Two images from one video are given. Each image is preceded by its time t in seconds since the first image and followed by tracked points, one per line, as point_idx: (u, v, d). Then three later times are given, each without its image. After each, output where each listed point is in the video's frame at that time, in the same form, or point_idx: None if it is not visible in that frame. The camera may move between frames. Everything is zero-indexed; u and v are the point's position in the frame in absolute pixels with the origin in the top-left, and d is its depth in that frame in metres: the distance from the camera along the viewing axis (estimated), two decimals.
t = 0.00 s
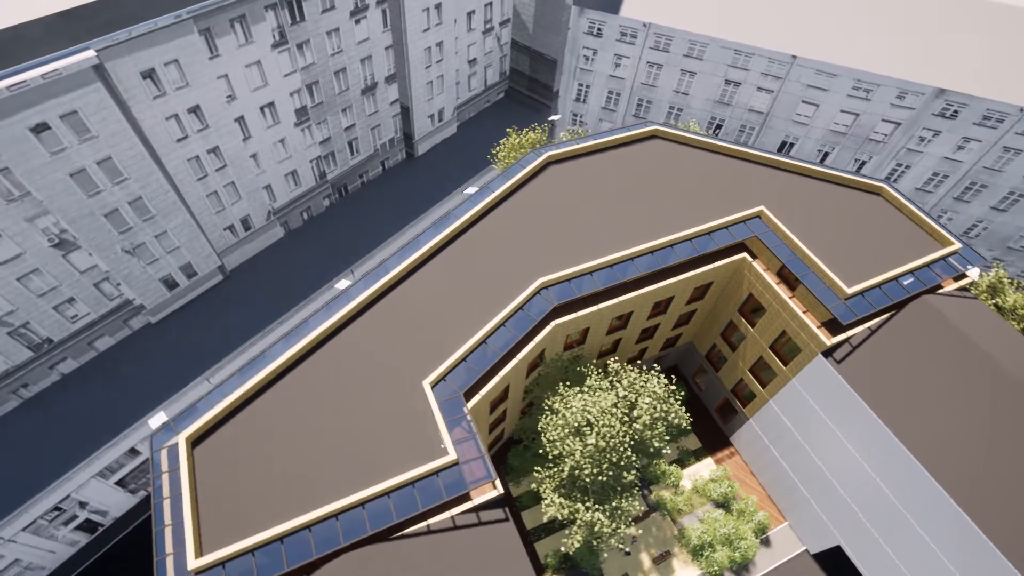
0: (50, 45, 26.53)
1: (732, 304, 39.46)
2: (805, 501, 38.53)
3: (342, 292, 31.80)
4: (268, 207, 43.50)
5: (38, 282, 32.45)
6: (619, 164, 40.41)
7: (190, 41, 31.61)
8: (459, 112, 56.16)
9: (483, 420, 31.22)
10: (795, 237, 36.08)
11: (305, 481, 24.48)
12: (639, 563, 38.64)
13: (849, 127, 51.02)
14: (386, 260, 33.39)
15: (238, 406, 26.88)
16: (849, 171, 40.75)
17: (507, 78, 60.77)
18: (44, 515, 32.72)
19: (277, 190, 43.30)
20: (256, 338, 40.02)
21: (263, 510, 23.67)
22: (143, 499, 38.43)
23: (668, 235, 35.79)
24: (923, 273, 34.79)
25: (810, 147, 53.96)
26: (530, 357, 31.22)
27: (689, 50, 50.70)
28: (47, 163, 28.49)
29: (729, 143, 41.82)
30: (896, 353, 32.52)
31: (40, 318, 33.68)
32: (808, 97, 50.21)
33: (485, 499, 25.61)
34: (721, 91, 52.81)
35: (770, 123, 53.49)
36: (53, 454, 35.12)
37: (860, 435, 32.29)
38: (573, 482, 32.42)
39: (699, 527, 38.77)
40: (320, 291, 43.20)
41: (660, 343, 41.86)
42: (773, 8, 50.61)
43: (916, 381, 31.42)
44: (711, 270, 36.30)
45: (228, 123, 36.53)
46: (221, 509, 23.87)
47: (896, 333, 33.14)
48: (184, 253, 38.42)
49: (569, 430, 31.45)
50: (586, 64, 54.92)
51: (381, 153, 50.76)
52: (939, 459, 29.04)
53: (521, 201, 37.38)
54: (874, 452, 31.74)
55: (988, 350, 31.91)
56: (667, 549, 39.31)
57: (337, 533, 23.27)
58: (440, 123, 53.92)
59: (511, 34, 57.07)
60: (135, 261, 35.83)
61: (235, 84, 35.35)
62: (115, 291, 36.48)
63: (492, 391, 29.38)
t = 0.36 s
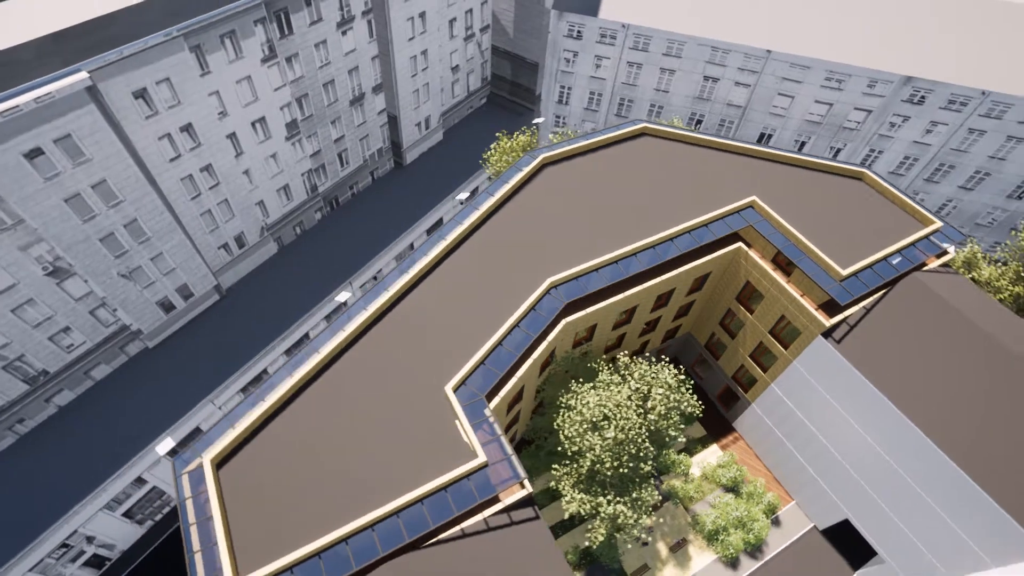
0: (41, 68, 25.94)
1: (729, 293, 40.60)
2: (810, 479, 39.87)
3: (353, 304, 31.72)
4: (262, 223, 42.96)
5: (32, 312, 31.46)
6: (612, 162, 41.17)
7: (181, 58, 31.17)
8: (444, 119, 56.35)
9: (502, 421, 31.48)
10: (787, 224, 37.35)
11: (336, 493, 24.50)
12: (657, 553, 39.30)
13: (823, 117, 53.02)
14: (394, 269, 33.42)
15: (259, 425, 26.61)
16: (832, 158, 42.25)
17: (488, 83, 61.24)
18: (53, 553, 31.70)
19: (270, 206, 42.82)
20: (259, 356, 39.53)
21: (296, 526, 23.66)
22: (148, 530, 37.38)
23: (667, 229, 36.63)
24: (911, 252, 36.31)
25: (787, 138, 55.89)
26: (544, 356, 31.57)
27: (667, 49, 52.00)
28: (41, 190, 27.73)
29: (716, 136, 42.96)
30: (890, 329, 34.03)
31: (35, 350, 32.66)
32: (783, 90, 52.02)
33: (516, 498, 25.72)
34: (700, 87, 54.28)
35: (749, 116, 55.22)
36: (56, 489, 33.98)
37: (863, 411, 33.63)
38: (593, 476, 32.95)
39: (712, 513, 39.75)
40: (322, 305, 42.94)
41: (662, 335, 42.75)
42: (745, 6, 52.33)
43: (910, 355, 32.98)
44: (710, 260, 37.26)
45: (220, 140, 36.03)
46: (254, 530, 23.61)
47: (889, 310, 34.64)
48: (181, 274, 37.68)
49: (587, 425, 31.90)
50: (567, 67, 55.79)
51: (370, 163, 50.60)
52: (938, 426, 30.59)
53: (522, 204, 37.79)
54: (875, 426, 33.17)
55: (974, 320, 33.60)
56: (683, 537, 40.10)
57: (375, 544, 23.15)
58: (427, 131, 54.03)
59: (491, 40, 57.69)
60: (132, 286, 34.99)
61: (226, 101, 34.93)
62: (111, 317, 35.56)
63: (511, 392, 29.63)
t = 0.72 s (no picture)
0: (36, 90, 25.41)
1: (725, 280, 41.74)
2: (813, 456, 41.28)
3: (365, 313, 31.68)
4: (256, 238, 42.46)
5: (30, 342, 30.56)
6: (604, 159, 41.95)
7: (174, 75, 30.79)
8: (430, 125, 56.53)
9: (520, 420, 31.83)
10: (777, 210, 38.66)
11: (366, 501, 24.60)
12: (673, 539, 40.09)
13: (798, 107, 54.98)
14: (402, 275, 33.46)
15: (283, 439, 26.41)
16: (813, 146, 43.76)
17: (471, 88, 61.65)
18: None
19: (264, 220, 42.38)
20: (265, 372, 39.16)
21: (331, 536, 23.68)
22: (158, 559, 36.52)
23: (665, 222, 37.53)
24: (896, 231, 37.96)
25: (764, 129, 57.76)
26: (557, 352, 32.02)
27: (646, 48, 53.26)
28: (38, 215, 27.10)
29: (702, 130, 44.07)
30: (881, 305, 35.68)
31: (34, 380, 31.68)
32: (759, 83, 53.78)
33: (546, 493, 26.11)
34: (679, 84, 55.71)
35: (727, 110, 56.90)
36: (63, 522, 32.96)
37: (861, 385, 35.11)
38: (610, 467, 33.60)
39: (722, 496, 40.83)
40: (324, 317, 42.70)
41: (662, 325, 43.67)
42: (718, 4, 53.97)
43: (900, 329, 34.74)
44: (707, 250, 38.30)
45: (213, 156, 35.58)
46: (288, 545, 23.50)
47: (878, 288, 36.30)
48: (179, 294, 37.01)
49: (602, 417, 32.50)
50: (549, 69, 56.65)
51: (360, 173, 50.47)
52: (933, 395, 32.24)
53: (521, 204, 38.22)
54: (874, 398, 34.69)
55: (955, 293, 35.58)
56: (697, 521, 41.03)
57: (413, 549, 23.42)
58: (414, 138, 54.15)
59: (471, 45, 58.23)
60: (131, 308, 34.26)
61: (219, 116, 34.57)
62: (110, 342, 34.71)
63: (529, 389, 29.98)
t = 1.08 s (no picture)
0: (33, 111, 25.00)
1: (719, 268, 43.06)
2: (813, 432, 42.81)
3: (377, 319, 31.80)
4: (252, 252, 42.08)
5: (32, 369, 29.80)
6: (596, 155, 42.62)
7: (169, 90, 30.54)
8: (416, 131, 56.71)
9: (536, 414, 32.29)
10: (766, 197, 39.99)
11: (397, 502, 24.93)
12: (685, 523, 41.07)
13: (772, 98, 57.01)
14: (411, 279, 33.68)
15: (308, 449, 26.44)
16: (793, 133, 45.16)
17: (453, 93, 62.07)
18: None
19: (260, 234, 42.04)
20: (271, 386, 38.83)
21: (367, 540, 23.98)
22: None
23: (660, 213, 38.50)
24: (879, 210, 39.51)
25: (741, 121, 59.70)
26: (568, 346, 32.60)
27: (625, 46, 54.57)
28: (40, 238, 26.58)
29: (687, 123, 45.11)
30: (868, 282, 37.46)
31: (36, 409, 30.86)
32: (735, 76, 55.63)
33: (572, 483, 26.81)
34: (658, 81, 57.19)
35: (704, 104, 58.66)
36: (74, 552, 32.13)
37: (856, 360, 36.71)
38: (625, 455, 34.36)
39: (729, 478, 41.98)
40: (326, 327, 42.11)
41: (659, 316, 44.75)
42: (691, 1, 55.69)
43: (888, 304, 36.53)
44: (702, 239, 39.43)
45: (209, 171, 35.25)
46: (326, 552, 23.63)
47: (865, 267, 38.02)
48: (180, 312, 36.48)
49: (616, 407, 33.23)
50: (530, 71, 57.54)
51: (351, 182, 50.38)
52: (925, 364, 34.02)
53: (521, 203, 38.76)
54: (869, 371, 36.30)
55: (934, 266, 37.60)
56: (707, 504, 42.08)
57: (450, 545, 23.84)
58: (401, 145, 54.30)
59: (452, 51, 58.76)
60: (133, 329, 33.66)
61: (213, 130, 34.31)
62: (112, 365, 34.00)
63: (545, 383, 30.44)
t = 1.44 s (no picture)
0: (35, 129, 24.71)
1: (711, 255, 44.49)
2: (809, 408, 44.41)
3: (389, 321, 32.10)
4: (250, 265, 41.81)
5: (38, 394, 29.18)
6: (587, 151, 43.56)
7: (165, 104, 30.40)
8: (403, 138, 56.99)
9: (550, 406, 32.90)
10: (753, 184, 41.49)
11: (427, 499, 25.30)
12: (695, 505, 42.28)
13: (747, 89, 58.98)
14: (419, 281, 34.05)
15: (335, 453, 26.63)
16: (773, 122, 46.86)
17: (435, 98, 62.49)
18: None
19: (256, 246, 41.83)
20: (279, 398, 38.62)
21: (401, 537, 24.31)
22: None
23: (655, 204, 39.60)
24: (859, 191, 41.32)
25: (718, 113, 61.59)
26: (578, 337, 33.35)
27: (603, 46, 55.87)
28: (45, 258, 26.19)
29: (671, 117, 46.38)
30: (855, 260, 39.22)
31: (43, 434, 30.20)
32: (710, 71, 57.46)
33: (595, 468, 27.57)
34: (637, 78, 58.65)
35: (682, 98, 60.35)
36: None
37: (848, 335, 38.39)
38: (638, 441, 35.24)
39: (733, 458, 43.32)
40: (328, 336, 41.78)
41: (656, 305, 45.90)
42: None
43: (874, 279, 38.33)
44: (696, 227, 40.71)
45: (206, 185, 35.05)
46: (362, 552, 23.89)
47: (851, 245, 39.77)
48: (183, 328, 36.06)
49: (626, 394, 34.08)
50: (512, 73, 58.41)
51: (342, 191, 50.39)
52: (913, 334, 35.87)
53: (519, 201, 39.37)
54: (862, 345, 37.97)
55: (913, 241, 39.60)
56: (714, 485, 43.34)
57: (485, 536, 24.35)
58: (389, 151, 54.52)
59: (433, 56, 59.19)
60: (137, 348, 33.17)
61: (209, 143, 34.16)
62: (116, 386, 33.42)
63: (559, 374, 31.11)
